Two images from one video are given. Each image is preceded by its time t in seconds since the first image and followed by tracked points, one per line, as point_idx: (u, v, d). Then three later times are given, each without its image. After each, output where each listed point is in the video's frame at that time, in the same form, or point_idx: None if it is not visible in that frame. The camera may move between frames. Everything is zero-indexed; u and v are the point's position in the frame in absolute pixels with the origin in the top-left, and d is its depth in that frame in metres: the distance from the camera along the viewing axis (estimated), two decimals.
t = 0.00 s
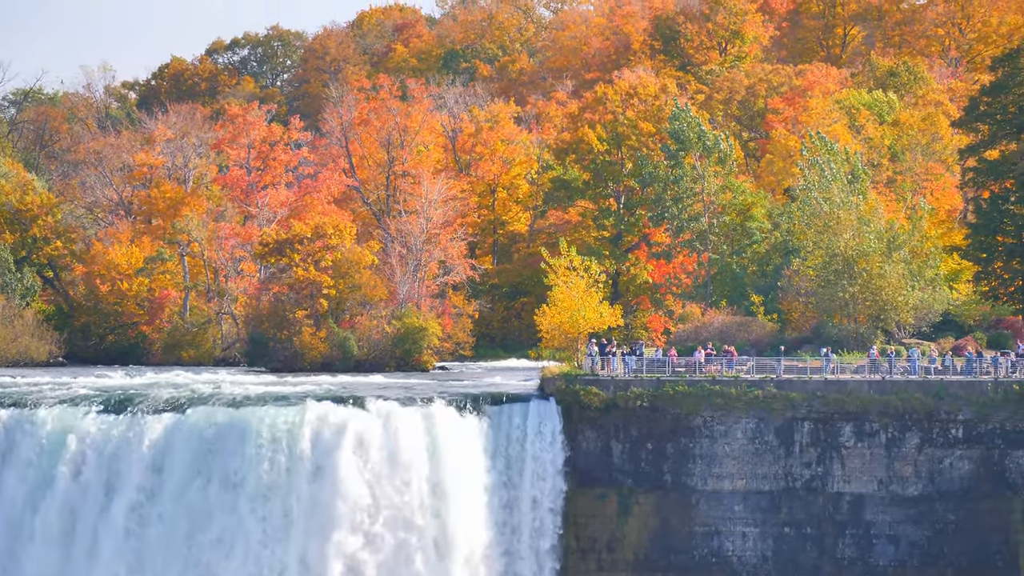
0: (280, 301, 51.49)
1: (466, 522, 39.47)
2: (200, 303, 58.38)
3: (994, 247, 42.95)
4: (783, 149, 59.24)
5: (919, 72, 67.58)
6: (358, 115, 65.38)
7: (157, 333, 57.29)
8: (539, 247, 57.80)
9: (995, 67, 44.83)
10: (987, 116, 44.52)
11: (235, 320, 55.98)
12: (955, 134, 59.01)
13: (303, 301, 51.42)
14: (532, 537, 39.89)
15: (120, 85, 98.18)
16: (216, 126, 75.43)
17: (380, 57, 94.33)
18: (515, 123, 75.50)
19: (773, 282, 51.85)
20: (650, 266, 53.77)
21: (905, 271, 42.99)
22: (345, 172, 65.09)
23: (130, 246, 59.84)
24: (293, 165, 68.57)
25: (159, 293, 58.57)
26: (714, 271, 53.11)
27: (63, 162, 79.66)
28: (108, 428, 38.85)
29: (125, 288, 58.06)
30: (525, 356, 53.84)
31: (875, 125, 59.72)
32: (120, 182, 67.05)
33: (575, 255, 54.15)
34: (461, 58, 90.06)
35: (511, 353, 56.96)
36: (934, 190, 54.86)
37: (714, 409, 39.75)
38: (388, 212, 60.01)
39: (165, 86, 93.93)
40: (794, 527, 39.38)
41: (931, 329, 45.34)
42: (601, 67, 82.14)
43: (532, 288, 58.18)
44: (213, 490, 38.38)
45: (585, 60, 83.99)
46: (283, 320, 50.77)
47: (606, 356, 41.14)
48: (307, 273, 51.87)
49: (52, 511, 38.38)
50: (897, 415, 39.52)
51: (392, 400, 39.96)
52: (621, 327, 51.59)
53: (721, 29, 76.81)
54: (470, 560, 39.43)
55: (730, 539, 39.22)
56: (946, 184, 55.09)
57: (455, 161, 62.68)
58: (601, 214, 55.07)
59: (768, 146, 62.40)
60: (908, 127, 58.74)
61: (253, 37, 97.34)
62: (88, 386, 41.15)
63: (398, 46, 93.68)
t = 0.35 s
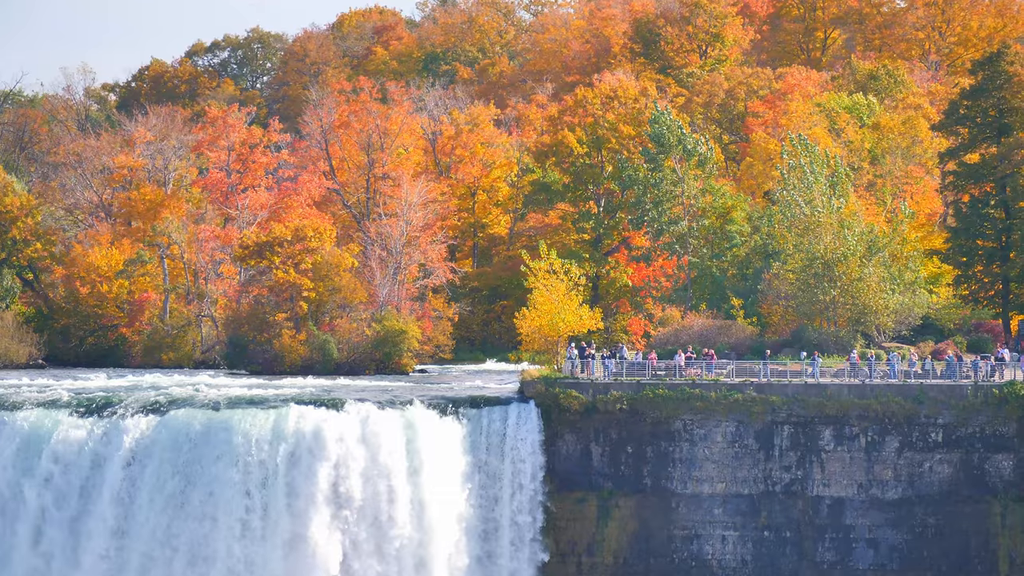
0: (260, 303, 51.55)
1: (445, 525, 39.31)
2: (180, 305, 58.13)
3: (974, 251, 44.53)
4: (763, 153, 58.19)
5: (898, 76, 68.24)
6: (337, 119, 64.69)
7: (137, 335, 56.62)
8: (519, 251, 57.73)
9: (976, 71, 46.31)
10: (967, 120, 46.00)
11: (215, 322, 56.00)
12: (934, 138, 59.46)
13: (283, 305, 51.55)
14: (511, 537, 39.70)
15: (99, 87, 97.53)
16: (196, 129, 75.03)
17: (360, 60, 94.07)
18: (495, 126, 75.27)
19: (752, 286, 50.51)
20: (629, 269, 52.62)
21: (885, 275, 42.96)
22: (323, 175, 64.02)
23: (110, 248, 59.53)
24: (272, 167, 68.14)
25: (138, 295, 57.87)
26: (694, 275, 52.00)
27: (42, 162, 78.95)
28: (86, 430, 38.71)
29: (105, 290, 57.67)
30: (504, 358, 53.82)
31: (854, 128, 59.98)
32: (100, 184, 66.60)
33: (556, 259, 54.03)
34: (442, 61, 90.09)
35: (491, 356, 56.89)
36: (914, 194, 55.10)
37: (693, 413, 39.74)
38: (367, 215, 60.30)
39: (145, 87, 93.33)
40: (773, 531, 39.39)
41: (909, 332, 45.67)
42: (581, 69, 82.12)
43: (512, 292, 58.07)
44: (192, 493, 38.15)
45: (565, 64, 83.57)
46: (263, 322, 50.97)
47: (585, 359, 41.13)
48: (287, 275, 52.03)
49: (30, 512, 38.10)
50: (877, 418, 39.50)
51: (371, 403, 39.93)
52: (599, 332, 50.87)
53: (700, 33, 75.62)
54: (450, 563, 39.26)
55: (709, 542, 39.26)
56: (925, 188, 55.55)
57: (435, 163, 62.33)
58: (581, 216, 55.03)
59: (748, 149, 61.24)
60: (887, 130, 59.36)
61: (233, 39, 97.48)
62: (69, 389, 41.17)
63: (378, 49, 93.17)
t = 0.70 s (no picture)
0: (242, 304, 51.49)
1: (427, 530, 39.40)
2: (162, 306, 57.96)
3: (956, 252, 44.84)
4: (744, 154, 57.44)
5: (881, 78, 67.54)
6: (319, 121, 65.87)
7: (119, 336, 56.55)
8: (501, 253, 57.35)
9: (958, 73, 46.39)
10: (950, 121, 45.95)
11: (197, 323, 55.64)
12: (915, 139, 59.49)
13: (265, 305, 51.49)
14: (492, 539, 39.87)
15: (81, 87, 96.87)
16: (177, 129, 74.63)
17: (342, 61, 93.96)
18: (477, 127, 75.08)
19: (735, 287, 50.74)
20: (611, 270, 53.82)
21: (867, 277, 42.76)
22: (306, 176, 64.44)
23: (93, 248, 58.94)
24: (254, 168, 67.82)
25: (121, 296, 58.00)
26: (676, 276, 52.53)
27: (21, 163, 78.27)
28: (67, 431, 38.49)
29: (87, 290, 57.36)
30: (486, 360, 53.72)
31: (836, 129, 58.67)
32: (82, 185, 66.16)
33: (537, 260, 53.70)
34: (424, 63, 89.92)
35: (472, 358, 56.27)
36: (896, 197, 55.05)
37: (676, 414, 39.71)
38: (350, 216, 60.04)
39: (127, 88, 92.71)
40: (755, 532, 39.38)
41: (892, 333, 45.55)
42: (564, 71, 81.10)
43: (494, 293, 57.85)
44: (174, 495, 38.10)
45: (547, 65, 82.70)
46: (245, 323, 50.96)
47: (568, 360, 41.12)
48: (269, 276, 51.87)
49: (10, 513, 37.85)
50: (859, 420, 39.46)
51: (353, 404, 39.87)
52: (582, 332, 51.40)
53: (682, 33, 76.15)
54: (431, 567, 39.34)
55: (691, 544, 39.24)
56: (907, 189, 55.61)
57: (417, 165, 61.83)
58: (562, 218, 54.51)
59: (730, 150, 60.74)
60: (869, 133, 58.59)
61: (215, 41, 97.00)
62: (49, 390, 41.03)
63: (360, 50, 93.23)
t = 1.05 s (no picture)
0: (225, 304, 51.57)
1: (411, 528, 39.32)
2: (145, 306, 57.78)
3: (939, 253, 45.25)
4: (728, 154, 57.88)
5: (864, 78, 67.80)
6: (303, 120, 65.14)
7: (102, 336, 56.27)
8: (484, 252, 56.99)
9: (939, 73, 46.44)
10: (933, 122, 45.98)
11: (181, 322, 55.92)
12: (898, 139, 58.95)
13: (248, 305, 51.62)
14: (476, 537, 39.87)
15: (64, 87, 96.36)
16: (161, 128, 74.42)
17: (326, 62, 93.82)
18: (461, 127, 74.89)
19: (718, 287, 50.77)
20: (594, 270, 52.92)
21: (851, 278, 42.83)
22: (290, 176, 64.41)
23: (76, 248, 58.61)
24: (239, 168, 67.66)
25: (105, 296, 57.53)
26: (659, 276, 52.24)
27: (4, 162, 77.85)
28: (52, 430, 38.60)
29: (70, 290, 57.07)
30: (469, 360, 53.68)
31: (819, 130, 58.99)
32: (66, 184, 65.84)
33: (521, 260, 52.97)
34: (407, 63, 89.69)
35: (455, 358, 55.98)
36: (879, 197, 54.99)
37: (659, 414, 39.74)
38: (333, 216, 59.93)
39: (111, 88, 92.14)
40: (738, 532, 39.45)
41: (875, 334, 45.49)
42: (548, 72, 80.45)
43: (478, 293, 57.42)
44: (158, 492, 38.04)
45: (531, 65, 82.13)
46: (228, 323, 51.06)
47: (551, 361, 41.11)
48: (253, 276, 51.95)
49: None
50: (842, 420, 39.50)
51: (337, 403, 39.90)
52: (564, 333, 50.92)
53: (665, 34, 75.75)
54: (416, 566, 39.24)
55: (674, 544, 39.30)
56: (890, 190, 55.39)
57: (401, 165, 61.70)
58: (546, 218, 53.73)
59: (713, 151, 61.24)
60: (852, 133, 58.30)
61: (198, 40, 96.60)
62: (35, 390, 41.12)
63: (344, 51, 93.19)
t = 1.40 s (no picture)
0: (209, 305, 51.53)
1: (395, 530, 39.33)
2: (129, 308, 57.34)
3: (923, 255, 45.71)
4: (713, 156, 57.70)
5: (848, 80, 67.42)
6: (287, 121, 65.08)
7: (86, 337, 55.82)
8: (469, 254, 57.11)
9: (924, 75, 46.91)
10: (916, 124, 46.55)
11: (165, 324, 55.60)
12: (883, 141, 58.76)
13: (232, 307, 51.57)
14: (462, 537, 39.81)
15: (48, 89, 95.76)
16: (145, 129, 74.06)
17: (311, 64, 93.51)
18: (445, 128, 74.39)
19: (703, 288, 49.86)
20: (579, 272, 53.38)
21: (836, 279, 42.89)
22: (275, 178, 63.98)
23: (59, 249, 58.84)
24: (223, 169, 67.45)
25: (89, 297, 57.20)
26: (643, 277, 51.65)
27: None
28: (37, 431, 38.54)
29: (54, 291, 56.70)
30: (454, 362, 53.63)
31: (803, 131, 58.63)
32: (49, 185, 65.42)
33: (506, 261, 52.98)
34: (392, 64, 89.30)
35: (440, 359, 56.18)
36: (864, 199, 54.56)
37: (643, 415, 39.68)
38: (317, 217, 59.80)
39: (95, 89, 91.46)
40: (723, 534, 39.44)
41: (861, 336, 44.97)
42: (532, 72, 80.24)
43: (462, 295, 57.41)
44: (143, 493, 38.04)
45: (515, 66, 82.09)
46: (212, 324, 50.95)
47: (535, 362, 41.12)
48: (237, 277, 52.00)
49: None
50: (826, 422, 39.47)
51: (321, 406, 39.84)
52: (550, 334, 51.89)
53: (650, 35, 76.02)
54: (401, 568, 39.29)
55: (659, 545, 39.27)
56: (875, 192, 54.86)
57: (385, 166, 61.52)
58: (531, 219, 54.02)
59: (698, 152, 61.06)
60: (837, 134, 57.94)
61: (183, 42, 96.12)
62: (19, 391, 41.05)
63: (328, 52, 92.97)
